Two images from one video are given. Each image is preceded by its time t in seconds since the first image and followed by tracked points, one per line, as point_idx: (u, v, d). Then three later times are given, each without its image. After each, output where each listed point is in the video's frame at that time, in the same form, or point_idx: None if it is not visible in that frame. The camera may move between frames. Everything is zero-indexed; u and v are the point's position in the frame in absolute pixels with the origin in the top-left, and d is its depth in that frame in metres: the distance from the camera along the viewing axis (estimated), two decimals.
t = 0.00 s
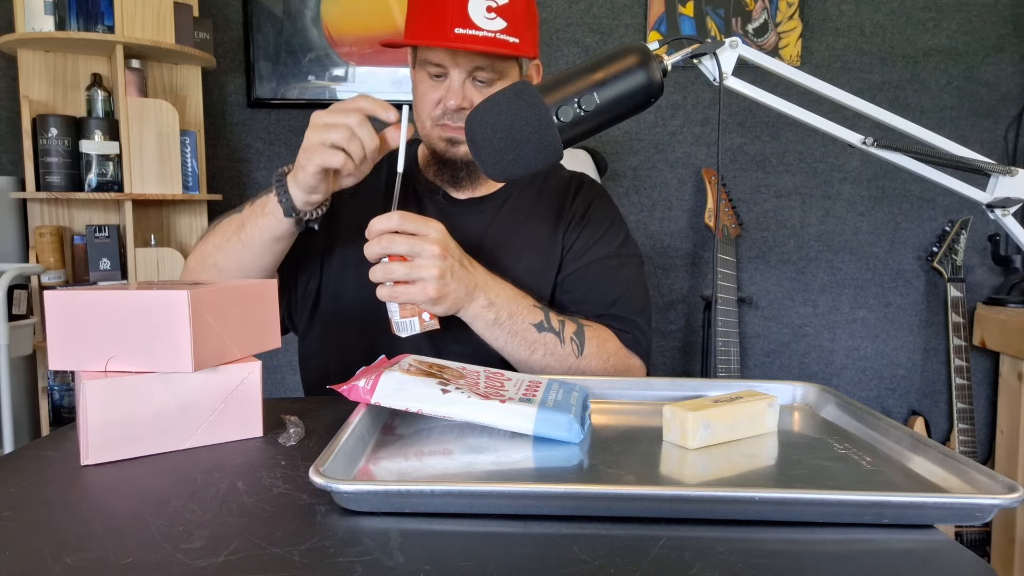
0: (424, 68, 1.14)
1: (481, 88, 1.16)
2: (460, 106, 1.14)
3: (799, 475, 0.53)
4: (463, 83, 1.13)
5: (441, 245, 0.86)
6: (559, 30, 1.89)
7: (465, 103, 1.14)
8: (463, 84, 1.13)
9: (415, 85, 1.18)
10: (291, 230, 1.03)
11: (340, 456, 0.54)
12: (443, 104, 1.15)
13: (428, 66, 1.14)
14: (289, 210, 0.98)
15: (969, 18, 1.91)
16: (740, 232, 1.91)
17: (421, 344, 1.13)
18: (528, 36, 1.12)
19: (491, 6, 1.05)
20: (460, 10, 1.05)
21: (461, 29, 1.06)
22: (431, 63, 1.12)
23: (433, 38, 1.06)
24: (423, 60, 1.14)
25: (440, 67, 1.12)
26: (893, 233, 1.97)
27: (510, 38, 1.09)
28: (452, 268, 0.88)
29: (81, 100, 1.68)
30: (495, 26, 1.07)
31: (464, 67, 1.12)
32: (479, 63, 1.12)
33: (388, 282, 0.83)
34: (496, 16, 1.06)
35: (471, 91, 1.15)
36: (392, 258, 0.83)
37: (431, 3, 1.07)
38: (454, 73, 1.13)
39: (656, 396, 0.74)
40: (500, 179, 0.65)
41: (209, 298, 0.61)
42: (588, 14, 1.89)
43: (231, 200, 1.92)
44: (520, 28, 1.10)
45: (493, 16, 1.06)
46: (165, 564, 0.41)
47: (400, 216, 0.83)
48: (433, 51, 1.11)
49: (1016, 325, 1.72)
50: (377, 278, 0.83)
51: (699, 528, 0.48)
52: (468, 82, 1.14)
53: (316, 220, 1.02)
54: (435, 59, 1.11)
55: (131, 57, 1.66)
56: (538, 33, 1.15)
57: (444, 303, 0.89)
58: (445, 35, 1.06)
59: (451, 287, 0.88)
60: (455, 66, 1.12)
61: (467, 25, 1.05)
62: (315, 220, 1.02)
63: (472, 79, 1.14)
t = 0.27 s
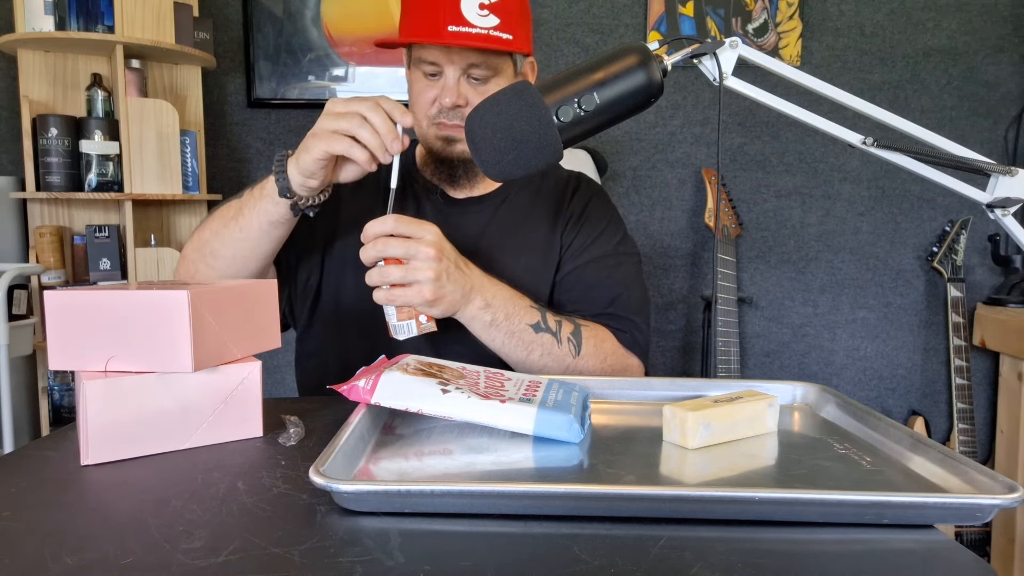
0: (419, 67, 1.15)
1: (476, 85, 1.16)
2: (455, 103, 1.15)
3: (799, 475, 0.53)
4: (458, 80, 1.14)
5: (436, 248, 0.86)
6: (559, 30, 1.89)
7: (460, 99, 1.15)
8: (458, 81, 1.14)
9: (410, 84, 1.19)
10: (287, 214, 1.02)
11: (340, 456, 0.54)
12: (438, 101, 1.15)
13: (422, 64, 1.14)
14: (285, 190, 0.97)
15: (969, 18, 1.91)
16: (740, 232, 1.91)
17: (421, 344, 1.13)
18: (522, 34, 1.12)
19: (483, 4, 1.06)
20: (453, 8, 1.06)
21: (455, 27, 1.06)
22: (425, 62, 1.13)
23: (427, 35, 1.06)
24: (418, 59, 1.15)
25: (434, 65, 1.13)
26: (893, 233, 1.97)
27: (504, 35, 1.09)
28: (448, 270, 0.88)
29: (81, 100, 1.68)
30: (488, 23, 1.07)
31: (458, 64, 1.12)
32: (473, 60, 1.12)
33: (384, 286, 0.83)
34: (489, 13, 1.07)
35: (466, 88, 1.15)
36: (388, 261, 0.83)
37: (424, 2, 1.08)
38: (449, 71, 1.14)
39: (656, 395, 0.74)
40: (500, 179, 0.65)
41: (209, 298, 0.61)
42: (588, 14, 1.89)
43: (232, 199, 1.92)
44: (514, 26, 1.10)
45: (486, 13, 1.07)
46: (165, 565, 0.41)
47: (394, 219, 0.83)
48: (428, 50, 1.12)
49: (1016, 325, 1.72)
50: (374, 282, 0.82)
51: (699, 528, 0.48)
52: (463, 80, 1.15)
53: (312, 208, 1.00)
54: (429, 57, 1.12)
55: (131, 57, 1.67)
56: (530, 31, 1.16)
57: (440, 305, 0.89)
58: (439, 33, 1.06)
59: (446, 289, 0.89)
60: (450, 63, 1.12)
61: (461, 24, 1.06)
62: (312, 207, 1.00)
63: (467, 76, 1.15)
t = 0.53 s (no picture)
0: (417, 68, 1.14)
1: (474, 85, 1.15)
2: (452, 104, 1.14)
3: (799, 475, 0.53)
4: (455, 81, 1.13)
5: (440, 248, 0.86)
6: (559, 30, 1.89)
7: (458, 100, 1.14)
8: (455, 81, 1.13)
9: (408, 85, 1.18)
10: (279, 243, 1.05)
11: (340, 456, 0.54)
12: (436, 102, 1.15)
13: (419, 65, 1.14)
14: (276, 223, 0.99)
15: (969, 18, 1.91)
16: (740, 232, 1.91)
17: (421, 344, 1.13)
18: (519, 34, 1.11)
19: (480, 4, 1.06)
20: (450, 9, 1.05)
21: (451, 27, 1.05)
22: (423, 63, 1.13)
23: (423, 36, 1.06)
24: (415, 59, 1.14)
25: (431, 65, 1.12)
26: (893, 233, 1.97)
27: (501, 35, 1.08)
28: (449, 269, 0.87)
29: (81, 100, 1.68)
30: (485, 23, 1.06)
31: (456, 65, 1.12)
32: (470, 61, 1.12)
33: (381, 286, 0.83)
34: (486, 13, 1.06)
35: (464, 89, 1.15)
36: (389, 258, 0.83)
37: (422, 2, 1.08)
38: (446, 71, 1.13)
39: (656, 396, 0.74)
40: (499, 179, 0.65)
41: (209, 298, 0.61)
42: (587, 14, 1.89)
43: (232, 199, 1.92)
44: (511, 25, 1.09)
45: (483, 14, 1.06)
46: (165, 565, 0.41)
47: (398, 216, 0.83)
48: (425, 50, 1.11)
49: (1016, 325, 1.72)
50: (375, 278, 0.83)
51: (699, 528, 0.48)
52: (461, 80, 1.14)
53: (303, 236, 1.03)
54: (426, 58, 1.12)
55: (131, 57, 1.67)
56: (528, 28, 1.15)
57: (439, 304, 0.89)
58: (435, 33, 1.05)
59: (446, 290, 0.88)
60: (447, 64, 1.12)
61: (458, 24, 1.05)
62: (303, 234, 1.03)
63: (464, 77, 1.14)
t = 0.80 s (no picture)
0: (415, 68, 1.15)
1: (472, 86, 1.15)
2: (450, 104, 1.14)
3: (799, 475, 0.53)
4: (453, 81, 1.13)
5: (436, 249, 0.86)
6: (559, 30, 1.89)
7: (455, 101, 1.14)
8: (453, 82, 1.13)
9: (406, 85, 1.19)
10: (275, 248, 1.05)
11: (340, 456, 0.54)
12: (433, 103, 1.15)
13: (417, 66, 1.14)
14: (272, 228, 1.00)
15: (969, 18, 1.91)
16: (740, 232, 1.91)
17: (420, 344, 1.13)
18: (518, 35, 1.11)
19: (478, 4, 1.04)
20: (447, 10, 1.05)
21: (448, 28, 1.05)
22: (421, 63, 1.13)
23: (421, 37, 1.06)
24: (413, 60, 1.14)
25: (428, 66, 1.13)
26: (893, 233, 1.97)
27: (499, 36, 1.07)
28: (445, 271, 0.87)
29: (81, 100, 1.68)
30: (483, 24, 1.05)
31: (453, 65, 1.12)
32: (468, 61, 1.12)
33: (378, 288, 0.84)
34: (484, 13, 1.05)
35: (462, 89, 1.15)
36: (386, 260, 0.84)
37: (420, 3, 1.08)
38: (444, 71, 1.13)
39: (656, 396, 0.74)
40: (499, 179, 0.65)
41: (209, 298, 0.61)
42: (587, 14, 1.89)
43: (232, 199, 1.92)
44: (509, 25, 1.08)
45: (480, 14, 1.05)
46: (165, 565, 0.41)
47: (394, 218, 0.83)
48: (423, 51, 1.11)
49: (1016, 325, 1.72)
50: (371, 279, 0.83)
51: (699, 528, 0.48)
52: (458, 80, 1.14)
53: (298, 240, 1.04)
54: (424, 59, 1.12)
55: (131, 57, 1.66)
56: (526, 29, 1.14)
57: (436, 306, 0.89)
58: (433, 34, 1.06)
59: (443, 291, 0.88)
60: (444, 64, 1.12)
61: (455, 24, 1.05)
62: (298, 239, 1.04)
63: (462, 77, 1.14)
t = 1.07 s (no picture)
0: (415, 68, 1.15)
1: (473, 85, 1.15)
2: (451, 105, 1.14)
3: (799, 475, 0.53)
4: (453, 81, 1.13)
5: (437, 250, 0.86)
6: (559, 30, 1.89)
7: (455, 101, 1.14)
8: (453, 82, 1.13)
9: (407, 85, 1.19)
10: (276, 253, 1.06)
11: (340, 456, 0.54)
12: (433, 103, 1.15)
13: (417, 66, 1.14)
14: (273, 234, 1.00)
15: (969, 17, 1.91)
16: (740, 232, 1.91)
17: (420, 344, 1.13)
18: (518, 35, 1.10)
19: (479, 4, 1.04)
20: (448, 10, 1.05)
21: (448, 28, 1.05)
22: (421, 63, 1.13)
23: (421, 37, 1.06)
24: (413, 60, 1.14)
25: (429, 66, 1.12)
26: (893, 233, 1.97)
27: (499, 36, 1.06)
28: (447, 271, 0.87)
29: (81, 100, 1.68)
30: (483, 24, 1.05)
31: (453, 66, 1.12)
32: (469, 61, 1.12)
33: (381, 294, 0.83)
34: (484, 13, 1.04)
35: (462, 89, 1.14)
36: (387, 260, 0.84)
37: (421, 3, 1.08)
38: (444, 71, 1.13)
39: (656, 396, 0.74)
40: (499, 179, 0.65)
41: (209, 298, 0.61)
42: (587, 14, 1.89)
43: (231, 199, 1.92)
44: (509, 23, 1.07)
45: (481, 14, 1.04)
46: (165, 565, 0.41)
47: (396, 218, 0.84)
48: (423, 51, 1.11)
49: (1016, 325, 1.72)
50: (372, 280, 0.83)
51: (699, 528, 0.48)
52: (459, 80, 1.14)
53: (299, 246, 1.04)
54: (424, 59, 1.12)
55: (131, 57, 1.67)
56: (527, 28, 1.14)
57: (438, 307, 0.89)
58: (433, 35, 1.06)
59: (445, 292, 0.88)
60: (444, 65, 1.12)
61: (455, 24, 1.05)
62: (299, 245, 1.04)
63: (463, 77, 1.14)
